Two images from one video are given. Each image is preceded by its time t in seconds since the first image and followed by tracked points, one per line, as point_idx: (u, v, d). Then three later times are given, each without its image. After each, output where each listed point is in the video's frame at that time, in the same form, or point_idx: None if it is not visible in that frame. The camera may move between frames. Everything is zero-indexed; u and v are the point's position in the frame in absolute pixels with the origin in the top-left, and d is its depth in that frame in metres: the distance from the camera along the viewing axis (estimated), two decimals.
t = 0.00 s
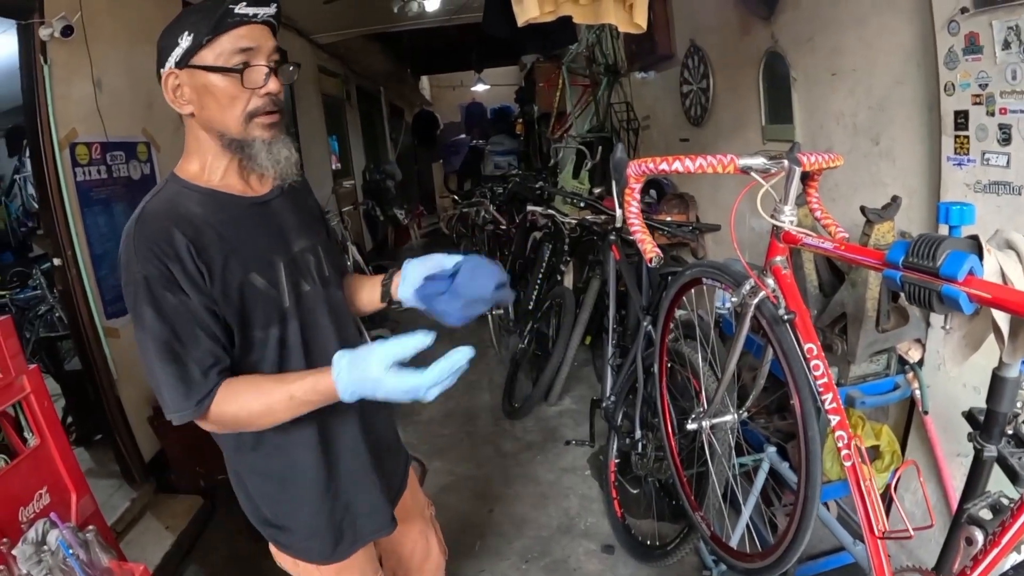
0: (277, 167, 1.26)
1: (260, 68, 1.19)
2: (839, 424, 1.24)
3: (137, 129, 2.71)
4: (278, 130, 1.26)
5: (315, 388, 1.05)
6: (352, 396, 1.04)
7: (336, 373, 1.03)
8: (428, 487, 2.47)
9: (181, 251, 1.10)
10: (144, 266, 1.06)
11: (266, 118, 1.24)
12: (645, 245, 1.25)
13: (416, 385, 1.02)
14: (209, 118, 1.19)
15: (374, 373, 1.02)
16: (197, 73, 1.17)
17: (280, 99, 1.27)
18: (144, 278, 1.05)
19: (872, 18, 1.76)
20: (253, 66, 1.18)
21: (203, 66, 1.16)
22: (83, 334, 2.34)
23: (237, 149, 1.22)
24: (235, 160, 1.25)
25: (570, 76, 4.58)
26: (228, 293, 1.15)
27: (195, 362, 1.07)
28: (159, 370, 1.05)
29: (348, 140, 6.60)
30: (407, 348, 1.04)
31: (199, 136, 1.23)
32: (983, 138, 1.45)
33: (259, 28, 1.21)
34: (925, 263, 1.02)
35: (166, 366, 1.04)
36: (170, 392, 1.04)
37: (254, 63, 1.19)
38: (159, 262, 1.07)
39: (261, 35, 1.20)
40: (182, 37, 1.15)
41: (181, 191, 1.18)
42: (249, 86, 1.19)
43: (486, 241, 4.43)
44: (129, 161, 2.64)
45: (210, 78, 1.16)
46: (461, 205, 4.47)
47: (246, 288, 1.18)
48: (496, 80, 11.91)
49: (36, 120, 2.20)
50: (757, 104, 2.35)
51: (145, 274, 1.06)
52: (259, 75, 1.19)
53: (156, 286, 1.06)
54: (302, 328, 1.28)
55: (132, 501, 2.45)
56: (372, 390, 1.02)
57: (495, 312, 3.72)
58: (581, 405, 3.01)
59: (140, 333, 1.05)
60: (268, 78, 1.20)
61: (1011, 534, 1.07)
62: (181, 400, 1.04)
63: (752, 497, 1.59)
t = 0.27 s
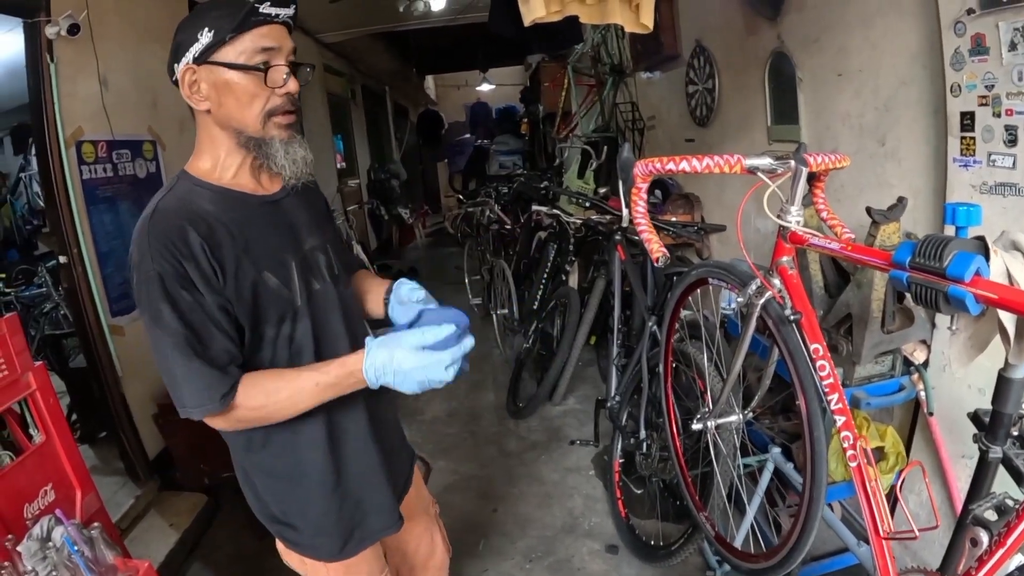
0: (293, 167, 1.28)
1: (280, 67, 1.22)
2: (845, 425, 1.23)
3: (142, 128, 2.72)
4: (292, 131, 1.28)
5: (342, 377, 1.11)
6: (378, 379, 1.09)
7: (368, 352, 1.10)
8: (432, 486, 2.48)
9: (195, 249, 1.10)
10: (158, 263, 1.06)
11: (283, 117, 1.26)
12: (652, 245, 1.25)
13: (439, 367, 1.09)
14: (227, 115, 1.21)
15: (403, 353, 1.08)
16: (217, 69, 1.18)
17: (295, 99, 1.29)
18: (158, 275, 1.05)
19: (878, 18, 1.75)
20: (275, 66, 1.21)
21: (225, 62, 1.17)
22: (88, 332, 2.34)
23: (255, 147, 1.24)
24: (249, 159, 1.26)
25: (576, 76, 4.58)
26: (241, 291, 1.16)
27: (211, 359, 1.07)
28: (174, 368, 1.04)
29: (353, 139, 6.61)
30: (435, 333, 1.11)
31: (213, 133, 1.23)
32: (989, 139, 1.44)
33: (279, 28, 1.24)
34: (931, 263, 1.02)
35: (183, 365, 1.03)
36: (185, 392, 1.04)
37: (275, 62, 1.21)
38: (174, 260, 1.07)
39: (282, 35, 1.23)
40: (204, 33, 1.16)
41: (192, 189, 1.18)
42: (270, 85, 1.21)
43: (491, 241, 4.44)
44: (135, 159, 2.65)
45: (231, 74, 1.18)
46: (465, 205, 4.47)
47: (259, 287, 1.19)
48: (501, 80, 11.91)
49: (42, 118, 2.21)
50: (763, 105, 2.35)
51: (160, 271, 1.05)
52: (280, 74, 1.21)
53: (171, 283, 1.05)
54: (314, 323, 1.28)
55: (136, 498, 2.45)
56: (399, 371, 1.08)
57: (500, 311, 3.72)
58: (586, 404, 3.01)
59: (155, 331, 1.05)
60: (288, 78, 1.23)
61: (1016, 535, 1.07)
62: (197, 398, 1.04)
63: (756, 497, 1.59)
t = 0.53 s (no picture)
0: (300, 166, 1.29)
1: (291, 64, 1.22)
2: (852, 424, 1.23)
3: (148, 125, 2.73)
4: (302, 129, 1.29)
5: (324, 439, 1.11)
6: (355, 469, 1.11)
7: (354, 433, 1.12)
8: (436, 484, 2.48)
9: (194, 249, 1.11)
10: (155, 265, 1.06)
11: (292, 114, 1.27)
12: (659, 243, 1.25)
13: (418, 476, 1.12)
14: (236, 112, 1.21)
15: (388, 454, 1.11)
16: (227, 65, 1.18)
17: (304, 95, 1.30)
18: (154, 276, 1.06)
19: (884, 18, 1.75)
20: (285, 62, 1.21)
21: (235, 58, 1.18)
22: (93, 328, 2.35)
23: (263, 144, 1.24)
24: (256, 156, 1.26)
25: (581, 75, 4.59)
26: (241, 292, 1.16)
27: (199, 363, 1.07)
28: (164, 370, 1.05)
29: (358, 137, 6.62)
30: (425, 441, 1.13)
31: (222, 130, 1.24)
32: (996, 139, 1.44)
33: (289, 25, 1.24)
34: (939, 262, 1.01)
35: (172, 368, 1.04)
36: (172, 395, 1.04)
37: (286, 59, 1.22)
38: (170, 261, 1.07)
39: (292, 32, 1.24)
40: (214, 29, 1.16)
41: (199, 186, 1.18)
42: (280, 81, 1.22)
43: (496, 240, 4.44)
44: (141, 157, 2.66)
45: (240, 70, 1.18)
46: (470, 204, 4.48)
47: (262, 287, 1.19)
48: (506, 80, 11.91)
49: (48, 115, 2.21)
50: (769, 105, 2.35)
51: (157, 272, 1.06)
52: (291, 71, 1.22)
53: (165, 285, 1.06)
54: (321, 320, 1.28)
55: (140, 495, 2.46)
56: (379, 467, 1.10)
57: (505, 310, 3.73)
58: (590, 404, 3.01)
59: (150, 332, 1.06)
60: (298, 75, 1.23)
61: None
62: (182, 401, 1.04)
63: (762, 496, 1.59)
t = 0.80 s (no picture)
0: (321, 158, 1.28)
1: (310, 57, 1.23)
2: (857, 424, 1.23)
3: (155, 123, 2.74)
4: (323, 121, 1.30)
5: (268, 488, 1.16)
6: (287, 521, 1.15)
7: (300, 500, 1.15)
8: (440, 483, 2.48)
9: (201, 250, 1.13)
10: (159, 264, 1.09)
11: (312, 106, 1.28)
12: (666, 243, 1.25)
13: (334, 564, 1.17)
14: (255, 106, 1.22)
15: (318, 535, 1.14)
16: (245, 60, 1.19)
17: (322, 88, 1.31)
18: (156, 274, 1.08)
19: (891, 20, 1.75)
20: (303, 55, 1.22)
21: (253, 52, 1.19)
22: (99, 325, 2.36)
23: (283, 138, 1.24)
24: (275, 151, 1.26)
25: (587, 75, 4.59)
26: (248, 291, 1.17)
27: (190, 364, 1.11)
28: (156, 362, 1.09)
29: (363, 136, 6.63)
30: (356, 538, 1.17)
31: (240, 125, 1.25)
32: (1002, 141, 1.44)
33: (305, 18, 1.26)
34: (945, 263, 1.01)
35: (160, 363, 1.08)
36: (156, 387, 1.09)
37: (303, 52, 1.23)
38: (174, 262, 1.09)
39: (309, 26, 1.25)
40: (231, 24, 1.18)
41: (214, 182, 1.19)
42: (299, 73, 1.23)
43: (501, 239, 4.44)
44: (147, 154, 2.67)
45: (259, 65, 1.19)
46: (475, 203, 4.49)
47: (272, 285, 1.20)
48: (511, 80, 11.92)
49: (55, 112, 2.22)
50: (775, 105, 2.35)
51: (161, 273, 1.09)
52: (309, 63, 1.23)
53: (166, 284, 1.08)
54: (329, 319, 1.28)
55: (145, 492, 2.47)
56: (306, 540, 1.14)
57: (510, 310, 3.73)
58: (595, 404, 3.01)
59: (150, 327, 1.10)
60: (316, 68, 1.24)
61: None
62: (162, 393, 1.08)
63: (766, 496, 1.59)
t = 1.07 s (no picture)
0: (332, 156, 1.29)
1: (326, 56, 1.23)
2: (857, 425, 1.23)
3: (156, 123, 2.74)
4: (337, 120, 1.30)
5: (299, 472, 1.15)
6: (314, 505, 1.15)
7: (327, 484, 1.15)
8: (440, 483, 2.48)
9: (213, 243, 1.13)
10: (171, 257, 1.09)
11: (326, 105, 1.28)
12: (666, 243, 1.25)
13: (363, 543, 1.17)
14: (270, 102, 1.23)
15: (348, 516, 1.15)
16: (262, 56, 1.20)
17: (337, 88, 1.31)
18: (169, 267, 1.08)
19: (892, 20, 1.75)
20: (320, 54, 1.23)
21: (270, 49, 1.19)
22: (100, 324, 2.36)
23: (296, 135, 1.25)
24: (286, 147, 1.27)
25: (587, 75, 4.59)
26: (259, 287, 1.17)
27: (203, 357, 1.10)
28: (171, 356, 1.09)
29: (364, 136, 6.63)
30: (385, 515, 1.19)
31: (253, 120, 1.26)
32: (1002, 142, 1.44)
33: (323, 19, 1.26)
34: (945, 263, 1.01)
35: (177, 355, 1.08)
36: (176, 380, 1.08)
37: (320, 51, 1.23)
38: (186, 255, 1.09)
39: (326, 26, 1.25)
40: (249, 20, 1.18)
41: (225, 178, 1.20)
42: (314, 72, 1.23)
43: (501, 240, 4.44)
44: (148, 154, 2.67)
45: (275, 61, 1.20)
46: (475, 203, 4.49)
47: (282, 282, 1.20)
48: (512, 79, 11.91)
49: (55, 112, 2.22)
50: (776, 105, 2.35)
51: (173, 265, 1.08)
52: (325, 62, 1.23)
53: (178, 277, 1.08)
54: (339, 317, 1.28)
55: (145, 491, 2.47)
56: (336, 520, 1.15)
57: (510, 310, 3.73)
58: (595, 404, 3.01)
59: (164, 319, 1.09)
60: (332, 67, 1.24)
61: None
62: (183, 387, 1.08)
63: (766, 497, 1.59)
